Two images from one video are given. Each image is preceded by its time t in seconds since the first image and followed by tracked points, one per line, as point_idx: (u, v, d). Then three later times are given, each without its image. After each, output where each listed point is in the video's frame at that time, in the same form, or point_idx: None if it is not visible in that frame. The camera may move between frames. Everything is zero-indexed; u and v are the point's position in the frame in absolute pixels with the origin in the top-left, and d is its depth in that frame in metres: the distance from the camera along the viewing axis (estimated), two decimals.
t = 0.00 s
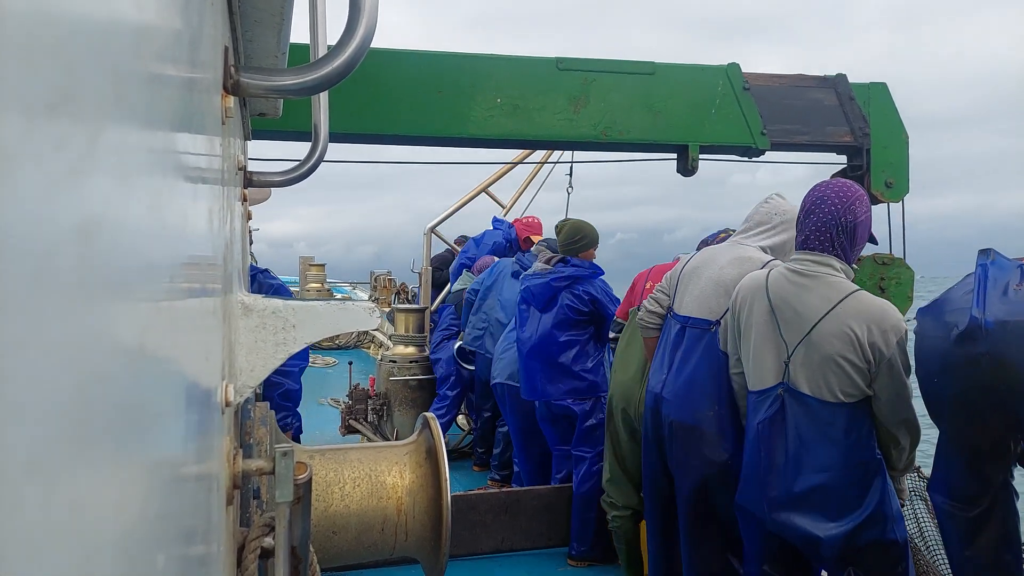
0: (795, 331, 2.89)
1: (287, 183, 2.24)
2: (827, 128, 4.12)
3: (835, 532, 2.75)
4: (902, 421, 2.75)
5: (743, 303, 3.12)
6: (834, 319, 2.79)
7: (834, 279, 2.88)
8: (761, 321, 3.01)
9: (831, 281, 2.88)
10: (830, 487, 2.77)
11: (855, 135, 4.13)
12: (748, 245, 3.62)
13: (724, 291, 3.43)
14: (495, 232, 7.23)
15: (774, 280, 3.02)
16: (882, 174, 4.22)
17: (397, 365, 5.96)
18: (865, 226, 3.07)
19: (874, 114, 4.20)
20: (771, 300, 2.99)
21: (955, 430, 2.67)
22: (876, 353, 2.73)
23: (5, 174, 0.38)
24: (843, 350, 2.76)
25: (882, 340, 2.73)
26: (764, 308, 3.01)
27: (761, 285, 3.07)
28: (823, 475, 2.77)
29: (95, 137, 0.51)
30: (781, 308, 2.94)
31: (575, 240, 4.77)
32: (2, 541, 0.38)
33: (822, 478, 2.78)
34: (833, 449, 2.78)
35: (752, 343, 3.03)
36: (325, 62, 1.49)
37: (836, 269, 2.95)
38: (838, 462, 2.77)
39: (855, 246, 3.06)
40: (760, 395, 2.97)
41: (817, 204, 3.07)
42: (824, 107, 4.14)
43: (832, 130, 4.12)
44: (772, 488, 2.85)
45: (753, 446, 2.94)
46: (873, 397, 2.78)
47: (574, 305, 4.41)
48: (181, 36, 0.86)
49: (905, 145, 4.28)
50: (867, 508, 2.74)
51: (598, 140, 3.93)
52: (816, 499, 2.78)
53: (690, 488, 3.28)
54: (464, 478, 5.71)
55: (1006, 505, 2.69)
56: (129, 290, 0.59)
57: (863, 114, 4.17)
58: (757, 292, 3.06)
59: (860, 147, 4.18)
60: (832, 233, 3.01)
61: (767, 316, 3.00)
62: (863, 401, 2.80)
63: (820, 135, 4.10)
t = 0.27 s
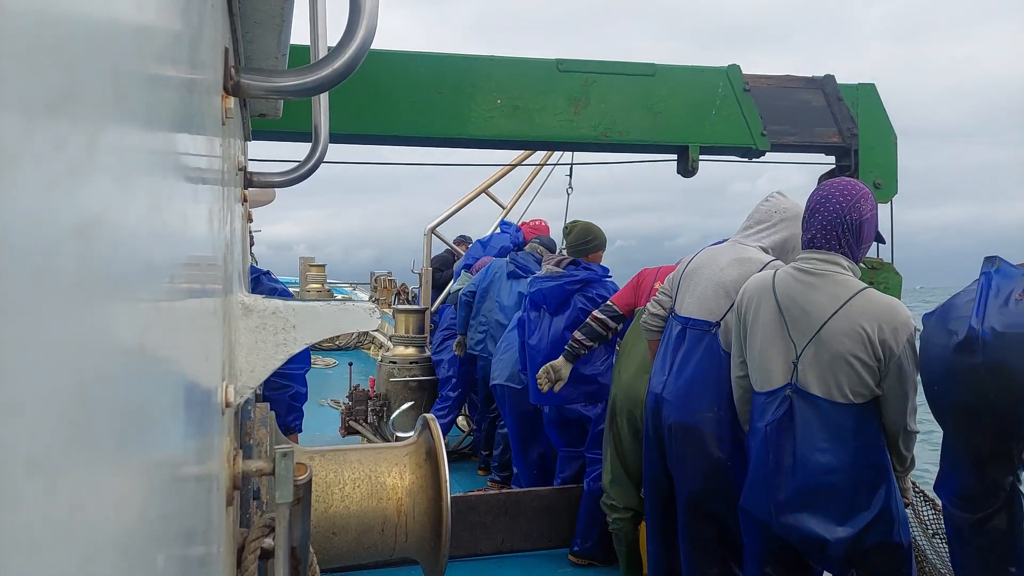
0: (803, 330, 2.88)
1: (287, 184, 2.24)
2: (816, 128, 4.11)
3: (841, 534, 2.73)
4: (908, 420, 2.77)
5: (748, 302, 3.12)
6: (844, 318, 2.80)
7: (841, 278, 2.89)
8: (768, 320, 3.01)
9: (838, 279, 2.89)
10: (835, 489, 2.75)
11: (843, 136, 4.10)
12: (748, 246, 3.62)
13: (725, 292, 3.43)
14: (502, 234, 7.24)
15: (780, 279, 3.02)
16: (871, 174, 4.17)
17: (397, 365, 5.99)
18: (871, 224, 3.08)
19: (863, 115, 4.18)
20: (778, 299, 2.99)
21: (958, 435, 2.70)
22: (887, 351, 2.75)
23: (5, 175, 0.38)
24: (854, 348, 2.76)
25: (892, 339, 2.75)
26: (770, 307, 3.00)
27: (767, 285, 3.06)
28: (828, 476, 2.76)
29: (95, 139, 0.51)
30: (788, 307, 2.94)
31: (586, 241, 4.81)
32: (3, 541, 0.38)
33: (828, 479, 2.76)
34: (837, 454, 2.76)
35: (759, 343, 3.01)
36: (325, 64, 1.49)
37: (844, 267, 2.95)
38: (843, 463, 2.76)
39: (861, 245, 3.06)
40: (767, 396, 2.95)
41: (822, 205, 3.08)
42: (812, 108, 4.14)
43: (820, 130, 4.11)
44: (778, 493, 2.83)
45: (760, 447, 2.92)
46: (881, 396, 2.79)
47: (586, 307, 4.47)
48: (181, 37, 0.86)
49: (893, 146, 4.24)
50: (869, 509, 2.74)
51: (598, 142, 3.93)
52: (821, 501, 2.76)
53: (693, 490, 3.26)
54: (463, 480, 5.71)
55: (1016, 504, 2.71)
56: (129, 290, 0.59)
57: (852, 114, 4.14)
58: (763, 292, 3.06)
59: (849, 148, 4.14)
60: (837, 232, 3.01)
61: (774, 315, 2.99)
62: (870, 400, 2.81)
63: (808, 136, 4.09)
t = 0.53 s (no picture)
0: (796, 331, 2.89)
1: (288, 185, 2.24)
2: (804, 130, 4.12)
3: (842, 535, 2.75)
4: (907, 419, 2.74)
5: (742, 305, 3.13)
6: (835, 317, 2.80)
7: (831, 278, 2.90)
8: (762, 323, 3.02)
9: (829, 278, 2.90)
10: (835, 492, 2.75)
11: (832, 137, 4.10)
12: (748, 246, 3.62)
13: (725, 294, 3.43)
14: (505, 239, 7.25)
15: (772, 282, 3.04)
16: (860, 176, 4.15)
17: (398, 368, 5.92)
18: (864, 225, 3.07)
19: (853, 116, 4.16)
20: (771, 302, 3.00)
21: (964, 441, 2.83)
22: (880, 349, 2.73)
23: (4, 178, 0.37)
24: (846, 347, 2.76)
25: (884, 336, 2.73)
26: (763, 310, 3.02)
27: (760, 288, 3.08)
28: (829, 479, 2.75)
29: (94, 141, 0.50)
30: (781, 309, 2.95)
31: (596, 241, 4.83)
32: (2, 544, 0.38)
33: (828, 482, 2.75)
34: (835, 461, 2.75)
35: (754, 346, 3.02)
36: (327, 65, 1.49)
37: (835, 267, 2.97)
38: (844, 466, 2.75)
39: (854, 246, 3.06)
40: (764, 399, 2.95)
41: (814, 206, 3.08)
42: (800, 109, 4.15)
43: (808, 132, 4.12)
44: (776, 500, 2.83)
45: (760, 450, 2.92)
46: (878, 395, 2.77)
47: (597, 306, 4.44)
48: (182, 38, 0.86)
49: (882, 148, 4.22)
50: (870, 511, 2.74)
51: (599, 144, 3.93)
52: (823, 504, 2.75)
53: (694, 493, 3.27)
54: (464, 482, 5.70)
55: None
56: (129, 292, 0.58)
57: (841, 115, 4.13)
58: (756, 295, 3.07)
59: (837, 149, 4.14)
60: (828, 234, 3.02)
61: (767, 318, 3.00)
62: (867, 400, 2.79)
63: (797, 137, 4.10)
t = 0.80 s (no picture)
0: (782, 335, 2.89)
1: (289, 189, 2.24)
2: (792, 133, 4.12)
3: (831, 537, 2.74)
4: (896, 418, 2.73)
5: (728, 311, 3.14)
6: (818, 318, 2.81)
7: (813, 279, 2.91)
8: (748, 327, 3.02)
9: (811, 280, 2.91)
10: (824, 493, 2.75)
11: (820, 140, 4.11)
12: (751, 250, 3.61)
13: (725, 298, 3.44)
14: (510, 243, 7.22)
15: (756, 287, 3.05)
16: (849, 179, 4.16)
17: (398, 371, 5.93)
18: (847, 228, 3.07)
19: (842, 119, 4.16)
20: (755, 306, 3.01)
21: (964, 445, 2.82)
22: (865, 348, 2.73)
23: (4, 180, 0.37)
24: (831, 348, 2.76)
25: (869, 334, 2.73)
26: (748, 315, 3.03)
27: (744, 293, 3.09)
28: (818, 480, 2.75)
29: (95, 144, 0.50)
30: (766, 313, 2.96)
31: (602, 243, 4.81)
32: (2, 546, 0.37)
33: (818, 484, 2.75)
34: (822, 462, 2.75)
35: (741, 351, 3.02)
36: (328, 69, 1.49)
37: (816, 270, 2.96)
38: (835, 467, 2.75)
39: (836, 249, 3.06)
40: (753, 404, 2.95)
41: (797, 210, 3.08)
42: (789, 113, 4.15)
43: (797, 135, 4.13)
44: (765, 502, 2.83)
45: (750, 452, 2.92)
46: (866, 396, 2.76)
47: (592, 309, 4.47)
48: (182, 41, 0.86)
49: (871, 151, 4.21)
50: (861, 513, 2.74)
51: (599, 147, 3.93)
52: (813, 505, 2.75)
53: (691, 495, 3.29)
54: (464, 485, 5.70)
55: None
56: (129, 294, 0.58)
57: (829, 118, 4.14)
58: (741, 300, 3.08)
59: (826, 152, 4.14)
60: (810, 237, 3.03)
61: (753, 322, 3.01)
62: (856, 401, 2.79)
63: (785, 140, 4.10)
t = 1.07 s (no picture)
0: (781, 339, 2.89)
1: (289, 192, 2.24)
2: (789, 137, 4.13)
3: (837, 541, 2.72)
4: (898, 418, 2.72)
5: (728, 318, 3.15)
6: (816, 321, 2.81)
7: (809, 282, 2.91)
8: (748, 333, 3.03)
9: (807, 283, 2.91)
10: (829, 496, 2.73)
11: (818, 142, 4.13)
12: (750, 252, 3.61)
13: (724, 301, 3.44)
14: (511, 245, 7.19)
15: (753, 292, 3.06)
16: (847, 181, 4.17)
17: (398, 374, 5.92)
18: (840, 230, 3.07)
19: (840, 122, 4.17)
20: (753, 312, 3.02)
21: (963, 448, 2.81)
22: (864, 349, 2.73)
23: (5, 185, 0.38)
24: (830, 351, 2.76)
25: (867, 335, 2.73)
26: (747, 322, 3.03)
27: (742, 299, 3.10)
28: (821, 483, 2.74)
29: (95, 148, 0.51)
30: (764, 318, 2.97)
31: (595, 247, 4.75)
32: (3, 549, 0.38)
33: (821, 486, 2.74)
34: (826, 466, 2.74)
35: (742, 356, 3.02)
36: (328, 71, 1.49)
37: (811, 272, 2.97)
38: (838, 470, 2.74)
39: (829, 251, 3.07)
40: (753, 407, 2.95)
41: (790, 213, 3.09)
42: (787, 115, 4.15)
43: (794, 138, 4.13)
44: (769, 505, 2.82)
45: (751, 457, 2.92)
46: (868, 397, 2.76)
47: (582, 314, 4.39)
48: (181, 44, 0.86)
49: (868, 154, 4.21)
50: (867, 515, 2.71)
51: (599, 150, 3.94)
52: (816, 508, 2.74)
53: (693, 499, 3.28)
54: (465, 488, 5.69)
55: None
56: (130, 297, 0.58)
57: (826, 120, 4.14)
58: (740, 308, 3.10)
59: (824, 155, 4.15)
60: (801, 239, 3.04)
61: (752, 328, 3.01)
62: (858, 403, 2.78)
63: (783, 143, 4.11)
